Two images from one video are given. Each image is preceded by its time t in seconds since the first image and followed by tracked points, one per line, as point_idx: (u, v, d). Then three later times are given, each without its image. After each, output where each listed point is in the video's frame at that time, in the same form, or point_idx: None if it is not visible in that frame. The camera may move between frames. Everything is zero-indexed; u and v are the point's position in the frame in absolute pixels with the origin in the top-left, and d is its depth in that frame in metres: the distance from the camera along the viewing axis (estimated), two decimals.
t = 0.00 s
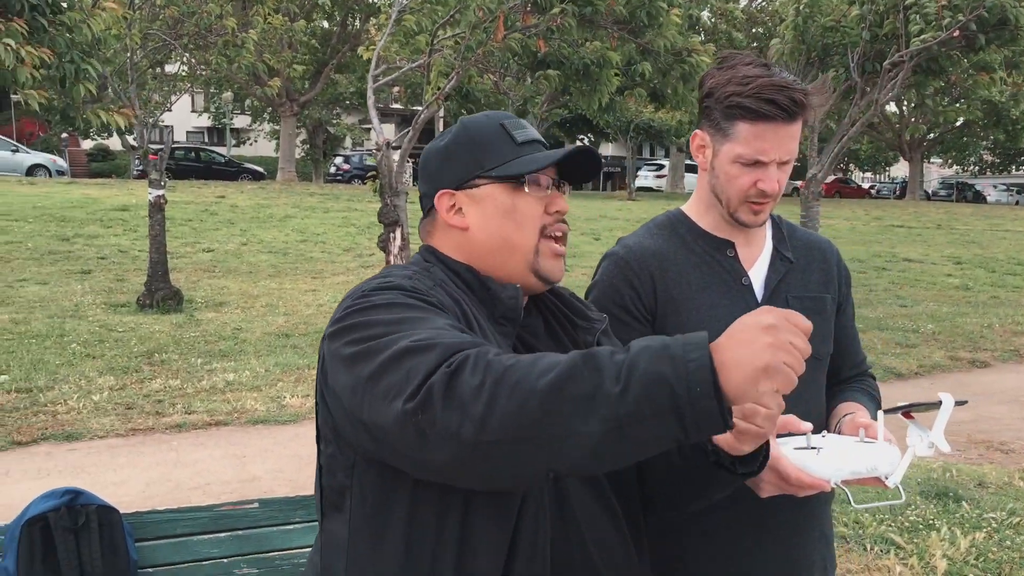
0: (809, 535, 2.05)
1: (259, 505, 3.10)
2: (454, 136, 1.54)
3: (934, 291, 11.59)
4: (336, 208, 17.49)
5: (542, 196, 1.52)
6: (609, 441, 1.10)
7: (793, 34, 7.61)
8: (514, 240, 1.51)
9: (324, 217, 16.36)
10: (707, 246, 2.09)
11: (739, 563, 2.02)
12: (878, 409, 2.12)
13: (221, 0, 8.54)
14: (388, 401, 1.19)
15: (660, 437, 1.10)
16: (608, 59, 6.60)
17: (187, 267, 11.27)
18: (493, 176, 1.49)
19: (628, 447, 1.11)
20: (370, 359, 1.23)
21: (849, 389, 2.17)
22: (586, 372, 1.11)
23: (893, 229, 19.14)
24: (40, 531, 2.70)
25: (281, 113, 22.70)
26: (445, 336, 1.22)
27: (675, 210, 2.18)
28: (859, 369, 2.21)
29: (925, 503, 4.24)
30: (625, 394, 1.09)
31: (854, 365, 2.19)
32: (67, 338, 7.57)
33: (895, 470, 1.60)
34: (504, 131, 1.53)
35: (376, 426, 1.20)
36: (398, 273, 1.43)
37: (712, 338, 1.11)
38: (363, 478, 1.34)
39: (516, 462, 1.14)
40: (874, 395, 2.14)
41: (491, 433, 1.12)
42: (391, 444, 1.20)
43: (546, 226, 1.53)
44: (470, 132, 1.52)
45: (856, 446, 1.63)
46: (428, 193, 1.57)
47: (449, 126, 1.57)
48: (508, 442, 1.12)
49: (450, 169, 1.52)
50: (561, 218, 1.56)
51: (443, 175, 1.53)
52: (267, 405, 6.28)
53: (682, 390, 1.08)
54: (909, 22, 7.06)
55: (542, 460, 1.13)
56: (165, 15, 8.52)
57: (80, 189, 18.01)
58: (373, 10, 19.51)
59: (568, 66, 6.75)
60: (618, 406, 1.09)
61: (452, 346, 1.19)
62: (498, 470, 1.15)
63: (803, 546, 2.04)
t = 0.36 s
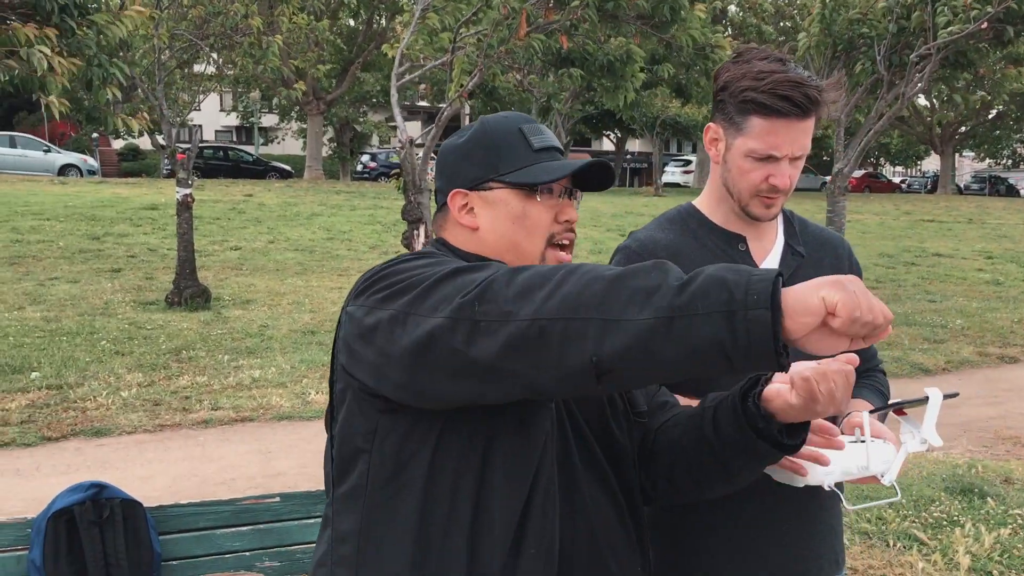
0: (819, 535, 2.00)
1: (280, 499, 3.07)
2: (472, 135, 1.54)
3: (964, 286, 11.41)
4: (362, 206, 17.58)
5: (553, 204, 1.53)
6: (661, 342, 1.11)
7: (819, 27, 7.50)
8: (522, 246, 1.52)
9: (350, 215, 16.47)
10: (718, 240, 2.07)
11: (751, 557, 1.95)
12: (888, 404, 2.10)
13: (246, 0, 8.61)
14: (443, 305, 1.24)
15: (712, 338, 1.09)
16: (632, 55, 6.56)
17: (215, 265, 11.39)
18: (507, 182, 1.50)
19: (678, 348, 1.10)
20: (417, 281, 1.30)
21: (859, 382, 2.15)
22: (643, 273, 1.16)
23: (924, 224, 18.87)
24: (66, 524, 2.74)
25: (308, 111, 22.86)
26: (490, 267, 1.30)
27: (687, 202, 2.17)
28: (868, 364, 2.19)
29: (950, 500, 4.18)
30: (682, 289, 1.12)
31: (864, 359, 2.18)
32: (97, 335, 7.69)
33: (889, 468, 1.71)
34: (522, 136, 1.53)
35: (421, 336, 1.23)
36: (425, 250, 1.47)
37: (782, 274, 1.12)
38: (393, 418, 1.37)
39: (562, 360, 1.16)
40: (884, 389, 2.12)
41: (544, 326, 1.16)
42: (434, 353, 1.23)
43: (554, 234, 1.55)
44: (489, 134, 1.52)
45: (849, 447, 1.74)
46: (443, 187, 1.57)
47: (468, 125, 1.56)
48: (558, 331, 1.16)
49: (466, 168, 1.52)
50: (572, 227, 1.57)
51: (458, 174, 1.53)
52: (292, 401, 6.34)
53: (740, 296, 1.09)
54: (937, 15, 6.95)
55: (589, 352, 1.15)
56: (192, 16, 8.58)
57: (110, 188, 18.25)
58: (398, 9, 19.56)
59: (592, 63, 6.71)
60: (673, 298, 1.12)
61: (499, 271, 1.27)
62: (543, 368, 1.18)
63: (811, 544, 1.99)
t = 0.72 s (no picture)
0: (832, 535, 1.99)
1: (293, 499, 3.09)
2: (484, 138, 1.54)
3: (980, 287, 11.33)
4: (376, 209, 17.64)
5: (566, 210, 1.54)
6: (681, 348, 1.12)
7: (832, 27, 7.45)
8: (537, 248, 1.53)
9: (364, 217, 16.52)
10: (728, 240, 2.08)
11: (763, 554, 1.95)
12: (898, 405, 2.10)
13: (259, 4, 8.66)
14: (463, 305, 1.25)
15: (734, 344, 1.10)
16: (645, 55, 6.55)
17: (229, 267, 11.46)
18: (523, 185, 1.50)
19: (700, 353, 1.11)
20: (438, 278, 1.31)
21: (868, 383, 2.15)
22: (667, 278, 1.17)
23: (940, 223, 18.73)
24: (81, 524, 2.78)
25: (322, 115, 22.94)
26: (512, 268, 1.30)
27: (697, 202, 2.16)
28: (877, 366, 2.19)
29: (965, 500, 4.17)
30: (708, 294, 1.13)
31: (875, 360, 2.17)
32: (113, 338, 7.76)
33: (875, 471, 1.73)
34: (536, 142, 1.54)
35: (443, 331, 1.24)
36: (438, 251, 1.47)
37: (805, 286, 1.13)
38: (408, 415, 1.37)
39: (581, 361, 1.17)
40: (892, 391, 2.12)
41: (567, 324, 1.17)
42: (455, 349, 1.23)
43: (566, 238, 1.56)
44: (504, 138, 1.53)
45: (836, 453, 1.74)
46: (453, 189, 1.56)
47: (480, 128, 1.56)
48: (580, 331, 1.17)
49: (480, 171, 1.52)
50: (581, 231, 1.59)
51: (472, 176, 1.52)
52: (306, 403, 6.37)
53: (764, 305, 1.10)
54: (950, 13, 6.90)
55: (611, 354, 1.15)
56: (205, 20, 8.63)
57: (126, 192, 18.39)
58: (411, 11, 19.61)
59: (605, 64, 6.68)
60: (698, 303, 1.12)
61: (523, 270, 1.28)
62: (563, 368, 1.18)
63: (820, 545, 1.98)
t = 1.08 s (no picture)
0: (830, 533, 1.99)
1: (295, 500, 3.09)
2: (457, 139, 1.53)
3: (983, 286, 11.32)
4: (378, 210, 17.65)
5: (544, 203, 1.55)
6: (655, 348, 1.12)
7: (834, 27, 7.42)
8: (520, 244, 1.53)
9: (366, 218, 16.53)
10: (728, 239, 2.07)
11: (760, 551, 1.95)
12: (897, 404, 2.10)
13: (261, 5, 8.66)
14: (438, 315, 1.25)
15: (708, 340, 1.10)
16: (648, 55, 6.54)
17: (232, 269, 11.47)
18: (501, 183, 1.50)
19: (675, 352, 1.11)
20: (416, 288, 1.31)
21: (866, 382, 2.16)
22: (641, 278, 1.17)
23: (943, 223, 18.71)
24: (83, 525, 2.77)
25: (324, 116, 22.94)
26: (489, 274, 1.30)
27: (696, 201, 2.16)
28: (877, 363, 2.19)
29: (967, 499, 4.17)
30: (680, 291, 1.13)
31: (873, 359, 2.18)
32: (116, 340, 7.76)
33: (872, 467, 1.73)
34: (508, 139, 1.54)
35: (420, 341, 1.24)
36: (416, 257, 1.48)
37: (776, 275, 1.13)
38: (391, 423, 1.38)
39: (559, 365, 1.17)
40: (890, 389, 2.12)
41: (544, 330, 1.17)
42: (434, 358, 1.23)
43: (547, 232, 1.57)
44: (476, 137, 1.53)
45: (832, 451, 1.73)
46: (429, 191, 1.56)
47: (451, 128, 1.56)
48: (557, 334, 1.17)
49: (456, 172, 1.52)
50: (561, 221, 1.59)
51: (448, 177, 1.52)
52: (308, 404, 6.37)
53: (735, 298, 1.10)
54: (953, 12, 6.89)
55: (588, 356, 1.16)
56: (208, 22, 8.63)
57: (129, 194, 18.42)
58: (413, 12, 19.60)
59: (607, 64, 6.67)
60: (671, 301, 1.13)
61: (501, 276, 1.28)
62: (542, 372, 1.18)
63: (818, 544, 1.98)
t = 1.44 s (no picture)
0: (828, 529, 2.00)
1: (294, 500, 3.09)
2: (454, 152, 1.54)
3: (982, 284, 11.32)
4: (378, 210, 17.66)
5: (534, 221, 1.55)
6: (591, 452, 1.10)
7: (834, 25, 7.43)
8: (507, 260, 1.53)
9: (365, 218, 16.54)
10: (724, 237, 2.07)
11: (759, 548, 1.95)
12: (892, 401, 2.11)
13: (261, 5, 8.67)
14: (381, 417, 1.20)
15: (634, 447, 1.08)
16: (646, 55, 6.57)
17: (232, 269, 11.47)
18: (489, 200, 1.51)
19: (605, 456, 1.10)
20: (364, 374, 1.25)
21: (861, 380, 2.17)
22: (551, 385, 1.10)
23: (942, 221, 18.71)
24: (82, 524, 2.77)
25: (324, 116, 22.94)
26: (429, 351, 1.22)
27: (692, 199, 2.16)
28: (872, 360, 2.20)
29: (966, 497, 4.17)
30: (587, 405, 1.08)
31: (868, 357, 2.19)
32: (116, 340, 7.76)
33: (867, 463, 1.75)
34: (503, 154, 1.54)
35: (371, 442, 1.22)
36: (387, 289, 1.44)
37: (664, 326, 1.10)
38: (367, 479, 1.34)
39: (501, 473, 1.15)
40: (886, 386, 2.13)
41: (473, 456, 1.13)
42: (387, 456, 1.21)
43: (537, 250, 1.55)
44: (472, 149, 1.53)
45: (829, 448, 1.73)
46: (425, 204, 1.57)
47: (450, 142, 1.58)
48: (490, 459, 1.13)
49: (448, 186, 1.53)
50: (552, 243, 1.58)
51: (440, 191, 1.54)
52: (308, 404, 6.38)
53: (642, 395, 1.06)
54: (952, 10, 6.90)
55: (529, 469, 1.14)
56: (207, 23, 8.63)
57: (129, 194, 18.42)
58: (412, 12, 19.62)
59: (605, 63, 6.67)
60: (584, 419, 1.08)
61: (440, 360, 1.19)
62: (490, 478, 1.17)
63: (814, 542, 1.98)
